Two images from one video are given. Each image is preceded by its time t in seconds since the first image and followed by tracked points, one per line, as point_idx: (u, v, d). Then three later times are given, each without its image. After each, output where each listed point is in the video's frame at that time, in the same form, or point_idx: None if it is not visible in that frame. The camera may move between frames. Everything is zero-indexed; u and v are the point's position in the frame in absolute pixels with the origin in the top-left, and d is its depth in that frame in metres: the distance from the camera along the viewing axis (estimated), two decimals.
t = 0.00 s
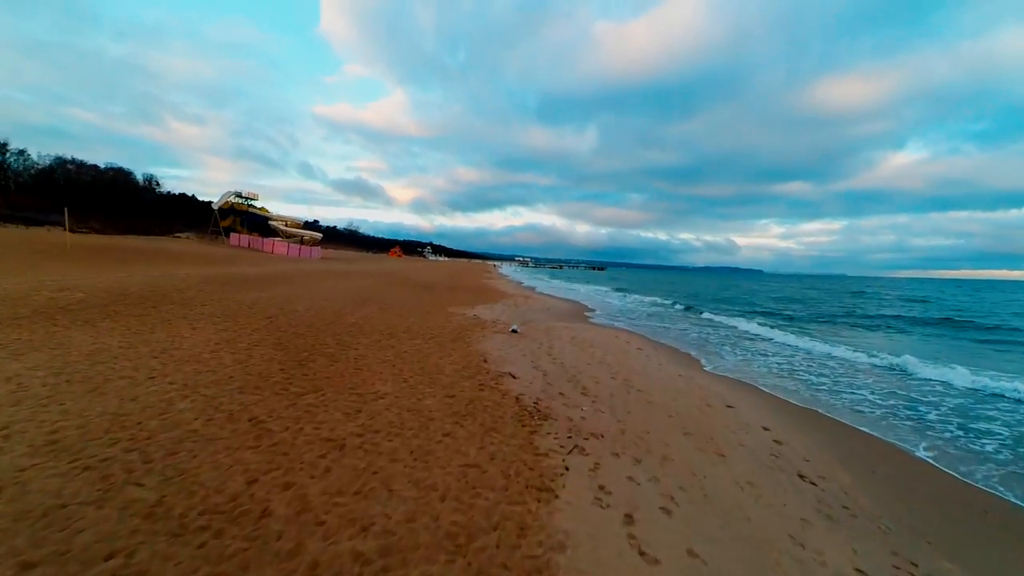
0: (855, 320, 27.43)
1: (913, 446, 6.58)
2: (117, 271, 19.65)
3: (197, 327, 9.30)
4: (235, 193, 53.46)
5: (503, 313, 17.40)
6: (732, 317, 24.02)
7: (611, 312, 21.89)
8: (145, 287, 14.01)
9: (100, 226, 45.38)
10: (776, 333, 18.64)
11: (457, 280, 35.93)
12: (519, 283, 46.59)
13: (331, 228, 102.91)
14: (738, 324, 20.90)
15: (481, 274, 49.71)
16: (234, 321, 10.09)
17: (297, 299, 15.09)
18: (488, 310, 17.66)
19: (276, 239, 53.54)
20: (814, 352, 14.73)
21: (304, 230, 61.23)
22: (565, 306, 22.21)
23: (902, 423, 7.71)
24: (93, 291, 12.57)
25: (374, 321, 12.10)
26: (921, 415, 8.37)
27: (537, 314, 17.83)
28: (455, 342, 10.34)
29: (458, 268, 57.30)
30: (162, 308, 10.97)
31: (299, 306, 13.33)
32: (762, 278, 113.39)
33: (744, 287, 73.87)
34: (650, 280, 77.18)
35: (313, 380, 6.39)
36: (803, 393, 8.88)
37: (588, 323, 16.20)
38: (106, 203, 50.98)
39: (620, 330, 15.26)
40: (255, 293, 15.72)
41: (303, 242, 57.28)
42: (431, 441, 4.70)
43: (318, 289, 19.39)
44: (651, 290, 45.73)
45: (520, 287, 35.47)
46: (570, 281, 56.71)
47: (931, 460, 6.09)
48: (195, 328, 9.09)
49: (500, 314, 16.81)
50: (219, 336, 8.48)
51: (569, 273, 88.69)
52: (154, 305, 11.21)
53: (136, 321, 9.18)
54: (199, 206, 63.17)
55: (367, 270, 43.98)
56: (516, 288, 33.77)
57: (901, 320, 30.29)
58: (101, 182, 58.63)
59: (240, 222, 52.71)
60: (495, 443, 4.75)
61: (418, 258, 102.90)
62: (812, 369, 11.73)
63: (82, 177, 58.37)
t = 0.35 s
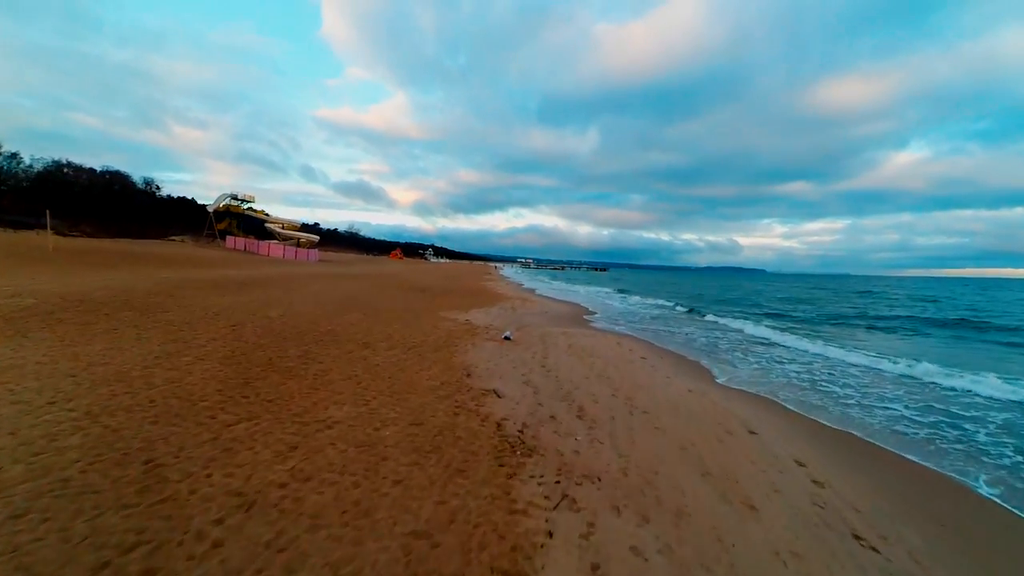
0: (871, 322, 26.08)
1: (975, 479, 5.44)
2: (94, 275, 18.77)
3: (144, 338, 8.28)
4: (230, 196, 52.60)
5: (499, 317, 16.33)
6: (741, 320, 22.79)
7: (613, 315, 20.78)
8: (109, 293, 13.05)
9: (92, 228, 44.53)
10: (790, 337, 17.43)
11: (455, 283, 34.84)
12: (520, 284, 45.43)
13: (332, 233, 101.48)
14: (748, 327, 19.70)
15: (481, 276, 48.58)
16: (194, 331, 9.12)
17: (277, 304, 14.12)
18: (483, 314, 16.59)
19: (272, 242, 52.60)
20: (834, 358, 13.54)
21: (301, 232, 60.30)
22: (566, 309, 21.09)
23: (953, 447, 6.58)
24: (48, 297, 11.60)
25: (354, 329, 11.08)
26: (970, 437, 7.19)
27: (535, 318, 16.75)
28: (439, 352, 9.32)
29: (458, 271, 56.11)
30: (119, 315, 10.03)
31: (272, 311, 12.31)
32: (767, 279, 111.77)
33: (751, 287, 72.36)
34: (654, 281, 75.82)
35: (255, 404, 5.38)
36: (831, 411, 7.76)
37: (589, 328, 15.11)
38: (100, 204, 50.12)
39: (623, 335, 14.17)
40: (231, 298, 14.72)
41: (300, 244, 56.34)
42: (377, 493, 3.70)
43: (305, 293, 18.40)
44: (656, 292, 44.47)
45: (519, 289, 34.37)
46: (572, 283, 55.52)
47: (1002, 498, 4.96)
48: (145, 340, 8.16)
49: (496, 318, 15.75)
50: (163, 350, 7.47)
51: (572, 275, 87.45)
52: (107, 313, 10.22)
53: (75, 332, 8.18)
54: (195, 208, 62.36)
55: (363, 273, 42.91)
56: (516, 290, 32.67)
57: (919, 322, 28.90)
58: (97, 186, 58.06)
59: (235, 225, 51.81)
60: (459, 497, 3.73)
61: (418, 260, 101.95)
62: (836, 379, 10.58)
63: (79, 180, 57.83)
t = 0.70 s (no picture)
0: (888, 321, 24.81)
1: None
2: (72, 277, 17.92)
3: (82, 350, 7.34)
4: (227, 197, 51.90)
5: (496, 320, 15.32)
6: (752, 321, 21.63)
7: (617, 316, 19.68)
8: (71, 298, 12.12)
9: (86, 230, 43.89)
10: (807, 340, 16.26)
11: (453, 284, 33.84)
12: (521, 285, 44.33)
13: (332, 234, 100.83)
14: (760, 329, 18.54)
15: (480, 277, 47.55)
16: (147, 340, 8.20)
17: (256, 307, 13.20)
18: (477, 317, 15.59)
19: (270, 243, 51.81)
20: (857, 365, 12.42)
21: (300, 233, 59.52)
22: (567, 311, 20.01)
23: None
24: None
25: (331, 335, 10.12)
26: None
27: (533, 321, 15.72)
28: (422, 362, 8.37)
29: (458, 271, 55.15)
30: (71, 323, 9.12)
31: (244, 316, 11.37)
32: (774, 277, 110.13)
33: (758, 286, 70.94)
34: (660, 281, 74.11)
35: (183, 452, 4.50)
36: (870, 431, 6.68)
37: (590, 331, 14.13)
38: (95, 206, 49.51)
39: (627, 339, 13.13)
40: (206, 301, 13.78)
41: (298, 246, 55.52)
42: None
43: (290, 295, 17.49)
44: (660, 292, 43.28)
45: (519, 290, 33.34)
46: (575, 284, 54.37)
47: None
48: (87, 352, 7.26)
49: (492, 322, 14.75)
50: (96, 366, 6.53)
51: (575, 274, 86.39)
52: (56, 319, 9.28)
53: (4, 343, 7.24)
54: (193, 210, 61.73)
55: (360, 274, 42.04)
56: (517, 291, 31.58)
57: (937, 321, 27.62)
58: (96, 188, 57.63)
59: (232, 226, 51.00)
60: None
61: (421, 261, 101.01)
62: (865, 390, 9.53)
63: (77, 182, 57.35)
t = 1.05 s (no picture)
0: (909, 321, 23.46)
1: None
2: (47, 281, 17.05)
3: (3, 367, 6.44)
4: (224, 197, 51.16)
5: (491, 324, 14.28)
6: (765, 323, 20.42)
7: (622, 318, 18.56)
8: (30, 304, 11.27)
9: (80, 233, 43.32)
10: (827, 344, 15.07)
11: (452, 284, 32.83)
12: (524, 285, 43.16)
13: (335, 236, 100.36)
14: (775, 332, 17.36)
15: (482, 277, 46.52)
16: (87, 354, 7.32)
17: (231, 312, 12.28)
18: (472, 321, 14.57)
19: (268, 244, 50.94)
20: (886, 374, 11.28)
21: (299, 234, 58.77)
22: (569, 313, 18.90)
23: None
24: None
25: (302, 343, 9.20)
26: None
27: (532, 325, 14.70)
28: (399, 376, 7.48)
29: (459, 272, 54.08)
30: (10, 334, 8.23)
31: (212, 323, 10.46)
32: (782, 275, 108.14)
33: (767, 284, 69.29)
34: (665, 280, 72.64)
35: (67, 515, 3.67)
36: (923, 463, 5.60)
37: (592, 335, 13.07)
38: (91, 208, 48.97)
39: (633, 344, 12.07)
40: (179, 306, 12.89)
41: (297, 247, 54.63)
42: None
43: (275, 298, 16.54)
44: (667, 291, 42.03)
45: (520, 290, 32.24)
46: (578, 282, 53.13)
47: None
48: (8, 369, 6.38)
49: (486, 326, 13.71)
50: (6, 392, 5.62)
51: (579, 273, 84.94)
52: None
53: None
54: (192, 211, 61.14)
55: (358, 275, 41.12)
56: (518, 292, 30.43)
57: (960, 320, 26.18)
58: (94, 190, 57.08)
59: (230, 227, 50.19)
60: None
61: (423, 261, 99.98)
62: (901, 404, 8.43)
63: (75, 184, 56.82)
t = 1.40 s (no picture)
0: (934, 318, 22.02)
1: None
2: (17, 283, 16.18)
3: None
4: (220, 196, 50.25)
5: (484, 327, 13.19)
6: (779, 322, 19.15)
7: (626, 318, 17.43)
8: None
9: (72, 233, 42.61)
10: (850, 347, 13.82)
11: (451, 284, 31.69)
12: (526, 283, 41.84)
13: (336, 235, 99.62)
14: (792, 332, 16.13)
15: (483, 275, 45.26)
16: (9, 370, 6.45)
17: (200, 315, 11.34)
18: (463, 324, 13.50)
19: (264, 243, 49.94)
20: (919, 382, 10.14)
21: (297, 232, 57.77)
22: (570, 314, 17.77)
23: None
24: None
25: (266, 353, 8.34)
26: None
27: (529, 327, 13.62)
28: (366, 393, 6.53)
29: (461, 270, 52.98)
30: None
31: (173, 330, 9.58)
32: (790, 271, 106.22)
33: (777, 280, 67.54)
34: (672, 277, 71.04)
35: None
36: (998, 506, 4.51)
37: (594, 339, 11.95)
38: (84, 208, 48.25)
39: (638, 348, 10.97)
40: (146, 310, 12.00)
41: (294, 246, 53.60)
42: None
43: (257, 299, 15.56)
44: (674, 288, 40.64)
45: (522, 289, 31.11)
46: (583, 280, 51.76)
47: None
48: None
49: (479, 329, 12.63)
50: None
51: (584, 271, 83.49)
52: None
53: None
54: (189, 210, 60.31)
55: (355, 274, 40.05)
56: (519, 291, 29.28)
57: (988, 318, 24.66)
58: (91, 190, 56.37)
59: (225, 226, 49.21)
60: None
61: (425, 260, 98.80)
62: (947, 421, 7.33)
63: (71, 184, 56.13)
